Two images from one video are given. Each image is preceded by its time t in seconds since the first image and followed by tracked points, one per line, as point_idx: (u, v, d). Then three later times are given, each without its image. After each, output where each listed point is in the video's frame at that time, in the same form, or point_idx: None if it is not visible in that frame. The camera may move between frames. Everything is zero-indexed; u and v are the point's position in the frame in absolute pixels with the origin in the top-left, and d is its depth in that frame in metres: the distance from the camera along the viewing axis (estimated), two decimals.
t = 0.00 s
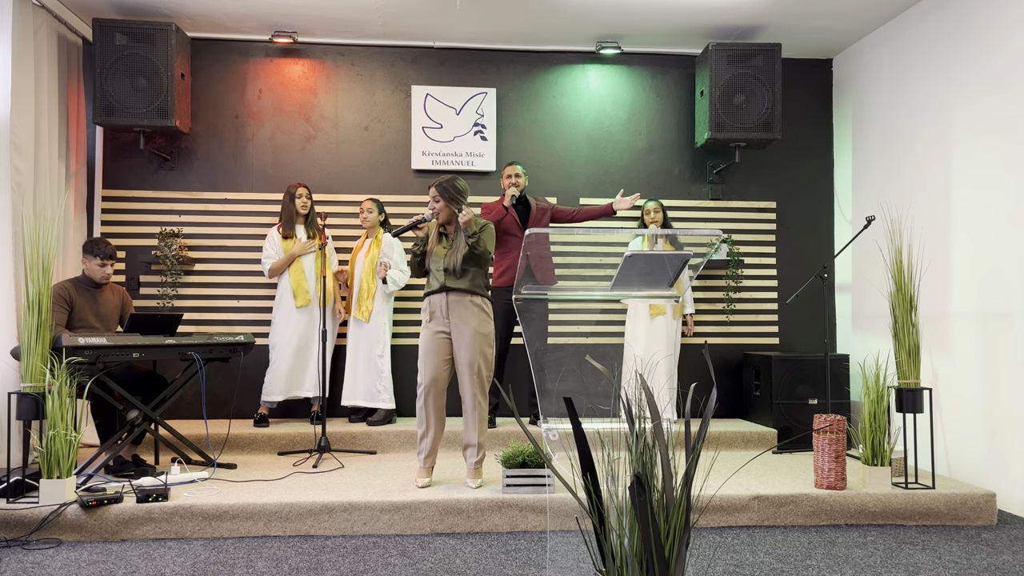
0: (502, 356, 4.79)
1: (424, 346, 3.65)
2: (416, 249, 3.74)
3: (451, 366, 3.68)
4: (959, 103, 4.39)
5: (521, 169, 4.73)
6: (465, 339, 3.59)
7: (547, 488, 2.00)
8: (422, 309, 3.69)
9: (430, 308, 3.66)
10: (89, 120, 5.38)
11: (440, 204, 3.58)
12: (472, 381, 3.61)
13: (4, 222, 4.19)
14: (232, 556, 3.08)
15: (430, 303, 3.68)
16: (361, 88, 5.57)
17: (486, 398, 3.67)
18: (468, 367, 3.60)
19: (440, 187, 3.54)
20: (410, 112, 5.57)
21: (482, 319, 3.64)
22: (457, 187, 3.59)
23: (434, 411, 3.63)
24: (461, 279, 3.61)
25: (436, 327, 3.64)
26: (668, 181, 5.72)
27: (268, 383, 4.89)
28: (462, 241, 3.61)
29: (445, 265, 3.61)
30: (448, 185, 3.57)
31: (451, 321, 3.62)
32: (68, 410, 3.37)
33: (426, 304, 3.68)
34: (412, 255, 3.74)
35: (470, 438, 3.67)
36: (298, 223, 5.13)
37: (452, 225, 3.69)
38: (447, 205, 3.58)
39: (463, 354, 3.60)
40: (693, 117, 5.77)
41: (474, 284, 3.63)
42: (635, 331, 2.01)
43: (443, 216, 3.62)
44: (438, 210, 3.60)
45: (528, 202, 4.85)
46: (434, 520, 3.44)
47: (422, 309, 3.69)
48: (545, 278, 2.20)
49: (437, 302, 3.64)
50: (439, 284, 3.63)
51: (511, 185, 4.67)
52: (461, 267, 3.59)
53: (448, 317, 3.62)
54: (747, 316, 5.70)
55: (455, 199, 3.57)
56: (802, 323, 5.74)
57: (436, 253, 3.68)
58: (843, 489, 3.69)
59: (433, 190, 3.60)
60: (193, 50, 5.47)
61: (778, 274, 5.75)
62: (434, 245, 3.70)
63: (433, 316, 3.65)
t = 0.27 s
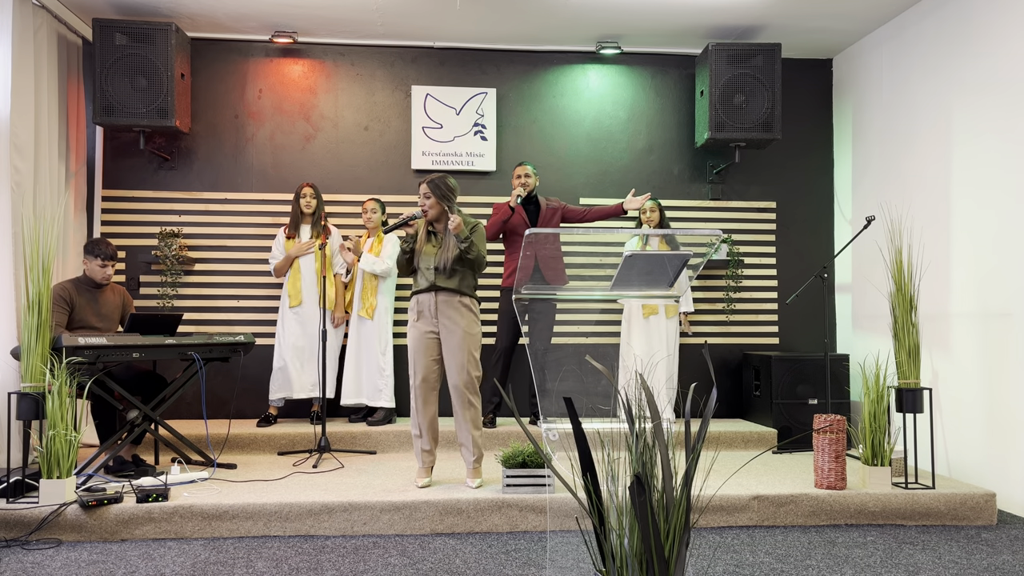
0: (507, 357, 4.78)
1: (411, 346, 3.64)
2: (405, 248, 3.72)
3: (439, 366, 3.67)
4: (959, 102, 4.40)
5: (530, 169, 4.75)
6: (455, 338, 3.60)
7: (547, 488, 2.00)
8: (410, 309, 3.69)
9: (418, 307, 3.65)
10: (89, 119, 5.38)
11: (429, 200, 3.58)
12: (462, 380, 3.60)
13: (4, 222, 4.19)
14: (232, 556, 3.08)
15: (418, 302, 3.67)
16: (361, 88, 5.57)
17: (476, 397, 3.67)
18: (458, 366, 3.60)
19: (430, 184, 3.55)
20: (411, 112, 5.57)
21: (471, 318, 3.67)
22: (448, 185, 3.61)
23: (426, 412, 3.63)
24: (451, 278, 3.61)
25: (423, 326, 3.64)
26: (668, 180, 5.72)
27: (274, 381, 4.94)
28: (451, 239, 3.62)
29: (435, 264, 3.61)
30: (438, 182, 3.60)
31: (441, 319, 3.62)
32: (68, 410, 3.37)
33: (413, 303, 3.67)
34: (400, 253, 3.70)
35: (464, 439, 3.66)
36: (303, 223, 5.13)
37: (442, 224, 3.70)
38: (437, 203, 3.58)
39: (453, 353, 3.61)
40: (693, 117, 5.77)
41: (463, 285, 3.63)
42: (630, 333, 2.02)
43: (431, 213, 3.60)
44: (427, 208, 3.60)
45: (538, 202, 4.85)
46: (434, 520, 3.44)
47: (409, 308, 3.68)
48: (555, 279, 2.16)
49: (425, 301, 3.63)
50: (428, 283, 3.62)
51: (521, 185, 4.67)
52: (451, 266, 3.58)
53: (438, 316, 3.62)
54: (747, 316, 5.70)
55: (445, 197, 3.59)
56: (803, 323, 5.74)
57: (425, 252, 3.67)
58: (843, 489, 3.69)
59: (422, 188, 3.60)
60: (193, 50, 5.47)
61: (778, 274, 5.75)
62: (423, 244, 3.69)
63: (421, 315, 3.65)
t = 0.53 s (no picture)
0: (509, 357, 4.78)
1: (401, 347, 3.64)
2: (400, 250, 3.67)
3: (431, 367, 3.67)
4: (959, 102, 4.39)
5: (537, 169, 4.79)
6: (447, 340, 3.61)
7: (547, 488, 2.00)
8: (399, 309, 3.68)
9: (411, 308, 3.64)
10: (89, 120, 5.38)
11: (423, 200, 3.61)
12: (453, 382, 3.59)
13: (4, 222, 4.19)
14: (232, 556, 3.08)
15: (409, 305, 3.65)
16: (361, 88, 5.57)
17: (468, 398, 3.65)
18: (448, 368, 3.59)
19: (425, 185, 3.62)
20: (411, 112, 5.57)
21: (462, 321, 3.67)
22: (441, 186, 3.69)
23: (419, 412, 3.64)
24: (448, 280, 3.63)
25: (411, 328, 3.63)
26: (668, 181, 5.72)
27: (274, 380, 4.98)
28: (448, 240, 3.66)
29: (433, 266, 3.61)
30: (431, 184, 3.66)
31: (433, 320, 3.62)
32: (68, 410, 3.37)
33: (405, 304, 3.65)
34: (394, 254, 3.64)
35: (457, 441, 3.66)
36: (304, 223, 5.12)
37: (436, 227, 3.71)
38: (432, 202, 3.64)
39: (444, 354, 3.60)
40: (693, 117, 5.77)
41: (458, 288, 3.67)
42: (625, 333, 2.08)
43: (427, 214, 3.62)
44: (422, 209, 3.62)
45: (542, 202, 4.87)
46: (434, 520, 3.44)
47: (399, 310, 3.68)
48: (557, 278, 2.19)
49: (419, 303, 3.62)
50: (426, 285, 3.60)
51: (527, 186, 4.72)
52: (450, 268, 3.62)
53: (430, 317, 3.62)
54: (747, 316, 5.70)
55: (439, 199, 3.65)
56: (803, 323, 5.74)
57: (422, 254, 3.63)
58: (843, 489, 3.69)
59: (416, 188, 3.63)
60: (193, 50, 5.47)
61: (778, 274, 5.75)
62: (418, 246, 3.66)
63: (413, 316, 3.64)
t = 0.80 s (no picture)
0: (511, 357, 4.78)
1: (401, 348, 3.64)
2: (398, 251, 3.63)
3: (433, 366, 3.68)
4: (959, 102, 4.39)
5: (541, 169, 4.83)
6: (451, 338, 3.65)
7: (547, 488, 2.00)
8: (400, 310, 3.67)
9: (412, 308, 3.63)
10: (89, 120, 5.38)
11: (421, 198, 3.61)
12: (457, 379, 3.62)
13: (4, 222, 4.19)
14: (232, 556, 3.08)
15: (409, 305, 3.64)
16: (361, 88, 5.57)
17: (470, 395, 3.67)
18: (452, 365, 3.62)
19: (423, 183, 3.61)
20: (411, 112, 5.57)
21: (462, 318, 3.73)
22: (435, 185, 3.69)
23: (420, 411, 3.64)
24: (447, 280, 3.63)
25: (411, 329, 3.62)
26: (668, 180, 5.72)
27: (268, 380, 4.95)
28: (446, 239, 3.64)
29: (434, 266, 3.60)
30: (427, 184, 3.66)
31: (434, 320, 3.63)
32: (68, 410, 3.37)
33: (404, 305, 3.63)
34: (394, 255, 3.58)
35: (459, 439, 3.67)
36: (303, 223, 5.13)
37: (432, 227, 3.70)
38: (432, 201, 3.65)
39: (448, 352, 3.64)
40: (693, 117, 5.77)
41: (458, 287, 3.69)
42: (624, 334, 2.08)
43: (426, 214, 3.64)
44: (420, 206, 3.62)
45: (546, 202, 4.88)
46: (434, 520, 3.44)
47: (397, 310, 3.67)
48: (557, 279, 2.18)
49: (420, 304, 3.62)
50: (427, 286, 3.59)
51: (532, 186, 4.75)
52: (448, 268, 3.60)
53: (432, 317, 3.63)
54: (747, 316, 5.69)
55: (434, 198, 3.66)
56: (803, 323, 5.74)
57: (421, 254, 3.61)
58: (843, 489, 3.69)
59: (414, 188, 3.63)
60: (193, 50, 5.47)
61: (778, 274, 5.75)
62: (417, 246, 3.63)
63: (414, 316, 3.64)
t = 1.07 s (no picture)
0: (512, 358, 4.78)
1: (401, 349, 3.63)
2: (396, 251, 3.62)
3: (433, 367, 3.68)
4: (959, 102, 4.39)
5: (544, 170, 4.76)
6: (451, 339, 3.64)
7: (547, 488, 2.00)
8: (399, 310, 3.66)
9: (411, 309, 3.62)
10: (89, 120, 5.38)
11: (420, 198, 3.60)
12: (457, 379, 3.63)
13: (4, 222, 4.19)
14: (232, 556, 3.08)
15: (408, 305, 3.63)
16: (361, 88, 5.57)
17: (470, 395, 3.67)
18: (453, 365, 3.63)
19: (420, 182, 3.60)
20: (411, 112, 5.57)
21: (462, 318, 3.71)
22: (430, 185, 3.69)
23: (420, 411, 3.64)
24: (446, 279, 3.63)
25: (411, 329, 3.62)
26: (668, 180, 5.72)
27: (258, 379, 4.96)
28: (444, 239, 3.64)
29: (433, 266, 3.60)
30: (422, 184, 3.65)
31: (434, 320, 3.63)
32: (68, 410, 3.37)
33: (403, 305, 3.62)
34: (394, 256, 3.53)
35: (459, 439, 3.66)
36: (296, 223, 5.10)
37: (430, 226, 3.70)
38: (431, 201, 3.67)
39: (449, 353, 3.64)
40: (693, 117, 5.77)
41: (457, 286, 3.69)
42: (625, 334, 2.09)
43: (426, 215, 3.64)
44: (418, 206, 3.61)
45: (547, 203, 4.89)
46: (434, 520, 3.44)
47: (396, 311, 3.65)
48: (557, 279, 2.17)
49: (419, 304, 3.62)
50: (427, 285, 3.59)
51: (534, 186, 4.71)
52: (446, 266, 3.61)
53: (433, 317, 3.62)
54: (747, 316, 5.70)
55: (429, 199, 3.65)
56: (803, 323, 5.74)
57: (420, 253, 3.61)
58: (843, 489, 3.69)
59: (410, 187, 3.61)
60: (193, 50, 5.47)
61: (778, 274, 5.75)
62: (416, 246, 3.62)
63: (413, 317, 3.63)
